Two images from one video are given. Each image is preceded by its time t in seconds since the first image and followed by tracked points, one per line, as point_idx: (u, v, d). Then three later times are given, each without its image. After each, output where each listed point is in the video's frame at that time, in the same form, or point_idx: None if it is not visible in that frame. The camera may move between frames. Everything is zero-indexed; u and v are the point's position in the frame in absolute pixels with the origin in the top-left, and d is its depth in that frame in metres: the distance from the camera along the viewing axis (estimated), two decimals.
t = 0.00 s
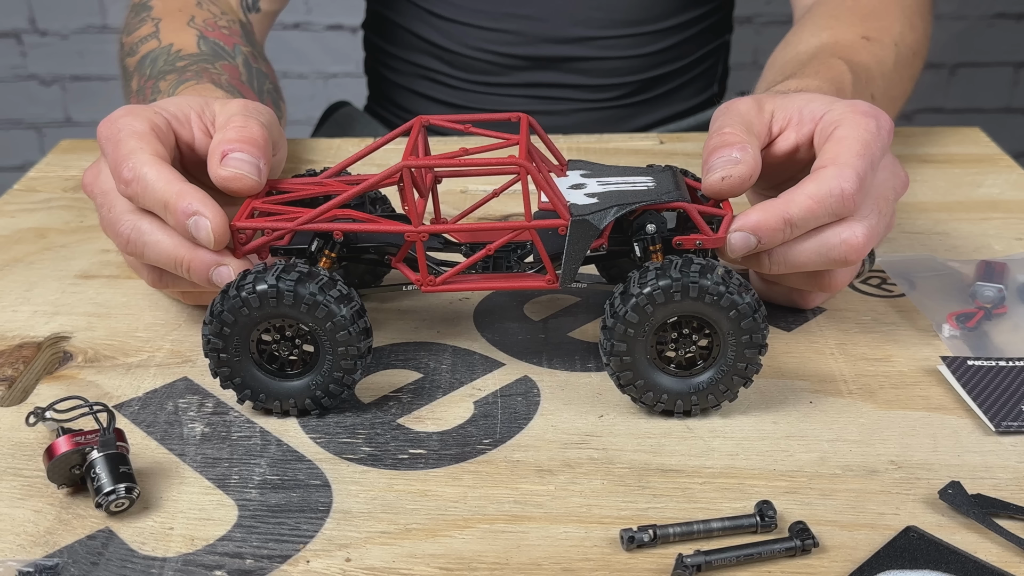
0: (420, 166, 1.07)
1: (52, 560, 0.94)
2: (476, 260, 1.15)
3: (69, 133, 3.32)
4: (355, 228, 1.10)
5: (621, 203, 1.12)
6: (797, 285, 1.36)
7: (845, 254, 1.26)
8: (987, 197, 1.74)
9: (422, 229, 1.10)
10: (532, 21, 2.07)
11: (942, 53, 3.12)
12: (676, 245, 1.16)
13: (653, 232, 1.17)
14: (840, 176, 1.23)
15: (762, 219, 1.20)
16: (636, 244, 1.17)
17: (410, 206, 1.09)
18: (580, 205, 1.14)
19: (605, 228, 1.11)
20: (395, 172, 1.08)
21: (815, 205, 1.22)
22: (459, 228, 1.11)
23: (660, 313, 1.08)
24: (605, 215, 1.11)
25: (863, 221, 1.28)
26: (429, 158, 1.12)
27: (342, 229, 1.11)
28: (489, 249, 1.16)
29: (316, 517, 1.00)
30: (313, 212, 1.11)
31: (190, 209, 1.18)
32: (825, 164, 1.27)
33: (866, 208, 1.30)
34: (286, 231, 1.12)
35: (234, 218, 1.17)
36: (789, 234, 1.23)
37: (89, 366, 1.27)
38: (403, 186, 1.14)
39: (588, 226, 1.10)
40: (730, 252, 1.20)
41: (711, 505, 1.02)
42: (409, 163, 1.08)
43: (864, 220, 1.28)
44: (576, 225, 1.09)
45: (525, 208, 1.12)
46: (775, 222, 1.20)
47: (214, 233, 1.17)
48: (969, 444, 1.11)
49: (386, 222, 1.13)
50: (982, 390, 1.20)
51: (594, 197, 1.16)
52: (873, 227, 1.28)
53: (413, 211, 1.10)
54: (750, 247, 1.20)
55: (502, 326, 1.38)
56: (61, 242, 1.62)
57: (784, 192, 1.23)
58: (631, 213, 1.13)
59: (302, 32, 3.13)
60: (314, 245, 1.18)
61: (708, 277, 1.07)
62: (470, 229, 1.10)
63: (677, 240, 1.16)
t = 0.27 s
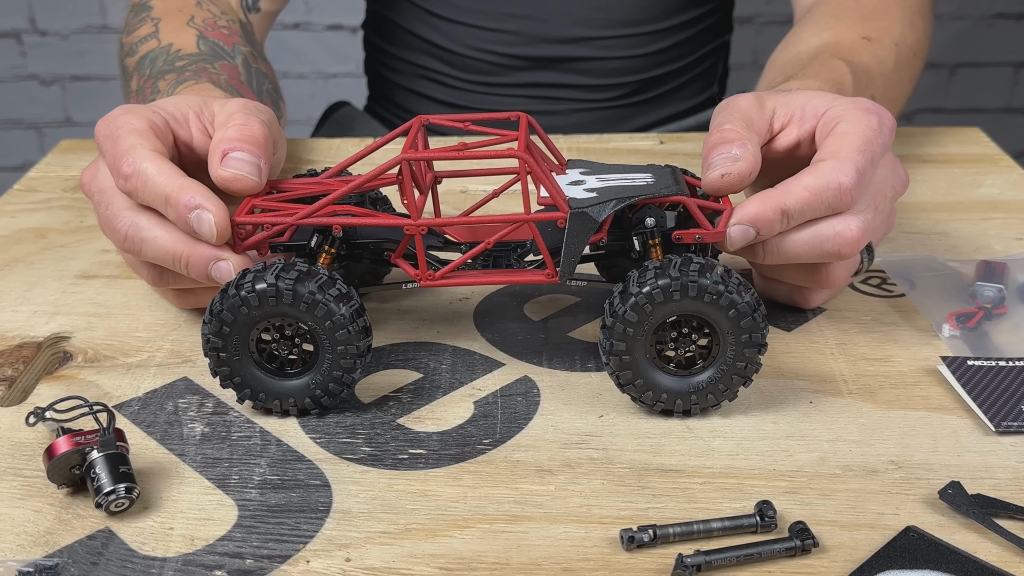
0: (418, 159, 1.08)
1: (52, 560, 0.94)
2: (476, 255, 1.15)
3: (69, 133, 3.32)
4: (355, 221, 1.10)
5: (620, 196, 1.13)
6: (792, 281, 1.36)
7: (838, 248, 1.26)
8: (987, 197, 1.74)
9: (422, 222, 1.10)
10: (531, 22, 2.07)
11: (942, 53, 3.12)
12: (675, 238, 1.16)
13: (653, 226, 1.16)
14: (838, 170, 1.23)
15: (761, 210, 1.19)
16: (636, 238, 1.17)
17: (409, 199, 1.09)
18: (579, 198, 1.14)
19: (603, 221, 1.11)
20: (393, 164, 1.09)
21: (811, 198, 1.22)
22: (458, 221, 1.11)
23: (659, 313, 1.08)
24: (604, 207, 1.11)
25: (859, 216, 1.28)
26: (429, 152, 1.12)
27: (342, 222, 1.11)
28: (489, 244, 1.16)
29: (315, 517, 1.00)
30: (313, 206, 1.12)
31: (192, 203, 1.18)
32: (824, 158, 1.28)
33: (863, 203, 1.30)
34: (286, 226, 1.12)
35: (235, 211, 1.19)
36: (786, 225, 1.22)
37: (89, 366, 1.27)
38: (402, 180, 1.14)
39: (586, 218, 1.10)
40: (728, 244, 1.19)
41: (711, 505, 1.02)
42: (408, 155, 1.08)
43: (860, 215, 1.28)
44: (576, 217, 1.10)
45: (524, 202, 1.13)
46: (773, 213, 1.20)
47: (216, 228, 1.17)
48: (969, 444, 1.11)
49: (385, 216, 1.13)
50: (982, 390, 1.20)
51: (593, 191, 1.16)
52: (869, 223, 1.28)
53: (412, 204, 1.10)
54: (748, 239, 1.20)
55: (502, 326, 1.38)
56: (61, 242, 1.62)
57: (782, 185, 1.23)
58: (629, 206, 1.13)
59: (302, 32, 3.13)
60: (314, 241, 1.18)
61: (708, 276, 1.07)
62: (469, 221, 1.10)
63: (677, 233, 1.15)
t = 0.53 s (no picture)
0: (420, 155, 1.08)
1: (52, 560, 0.94)
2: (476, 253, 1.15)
3: (69, 133, 3.32)
4: (354, 218, 1.10)
5: (620, 197, 1.12)
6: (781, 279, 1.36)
7: (837, 249, 1.26)
8: (987, 197, 1.74)
9: (422, 219, 1.10)
10: (532, 21, 2.07)
11: (942, 53, 3.12)
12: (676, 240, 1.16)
13: (653, 226, 1.16)
14: (839, 172, 1.23)
15: (763, 211, 1.19)
16: (636, 238, 1.17)
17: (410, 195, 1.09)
18: (580, 198, 1.14)
19: (604, 220, 1.11)
20: (395, 161, 1.09)
21: (811, 199, 1.22)
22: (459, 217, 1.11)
23: (659, 316, 1.08)
24: (604, 207, 1.10)
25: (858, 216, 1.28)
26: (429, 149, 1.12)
27: (342, 219, 1.11)
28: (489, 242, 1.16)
29: (316, 518, 1.00)
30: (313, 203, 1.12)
31: (193, 199, 1.18)
32: (825, 159, 1.28)
33: (864, 203, 1.31)
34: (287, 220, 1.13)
35: (236, 211, 1.17)
36: (786, 226, 1.22)
37: (90, 366, 1.27)
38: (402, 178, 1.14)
39: (587, 217, 1.10)
40: (729, 245, 1.19)
41: (711, 505, 1.02)
42: (408, 152, 1.08)
43: (859, 216, 1.28)
44: (576, 217, 1.09)
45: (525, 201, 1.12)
46: (773, 214, 1.19)
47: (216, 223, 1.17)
48: (969, 444, 1.11)
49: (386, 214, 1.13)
50: (983, 390, 1.20)
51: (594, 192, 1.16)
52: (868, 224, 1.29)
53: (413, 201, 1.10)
54: (749, 240, 1.19)
55: (502, 326, 1.38)
56: (61, 242, 1.62)
57: (784, 185, 1.23)
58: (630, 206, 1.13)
59: (302, 32, 3.13)
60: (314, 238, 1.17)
61: (708, 279, 1.07)
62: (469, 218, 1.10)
63: (678, 235, 1.15)
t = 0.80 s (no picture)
0: (419, 167, 1.07)
1: (52, 560, 0.94)
2: (475, 260, 1.15)
3: (69, 133, 3.32)
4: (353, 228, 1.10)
5: (619, 203, 1.12)
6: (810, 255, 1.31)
7: (908, 213, 1.24)
8: (987, 197, 1.74)
9: (421, 229, 1.10)
10: (532, 21, 2.07)
11: (942, 53, 3.12)
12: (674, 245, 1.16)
13: (652, 232, 1.16)
14: (896, 134, 1.20)
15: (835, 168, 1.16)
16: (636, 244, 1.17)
17: (409, 206, 1.10)
18: (579, 204, 1.14)
19: (603, 228, 1.11)
20: (394, 172, 1.09)
21: (875, 164, 1.19)
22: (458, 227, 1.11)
23: (658, 316, 1.08)
24: (604, 215, 1.10)
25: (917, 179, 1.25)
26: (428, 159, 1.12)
27: (341, 229, 1.11)
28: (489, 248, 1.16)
29: (316, 518, 1.00)
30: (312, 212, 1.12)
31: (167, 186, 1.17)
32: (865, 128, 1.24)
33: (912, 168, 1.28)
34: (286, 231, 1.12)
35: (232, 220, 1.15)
36: (853, 185, 1.19)
37: (89, 366, 1.27)
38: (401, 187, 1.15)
39: (586, 226, 1.10)
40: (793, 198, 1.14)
41: (711, 505, 1.02)
42: (407, 163, 1.08)
43: (918, 177, 1.26)
44: (575, 225, 1.09)
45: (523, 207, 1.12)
46: (835, 184, 1.17)
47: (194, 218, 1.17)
48: (969, 444, 1.11)
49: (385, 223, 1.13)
50: (983, 390, 1.20)
51: (593, 197, 1.16)
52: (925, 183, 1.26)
53: (412, 211, 1.10)
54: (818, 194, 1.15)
55: (502, 326, 1.38)
56: (61, 242, 1.62)
57: (848, 144, 1.19)
58: (629, 213, 1.13)
59: (303, 33, 3.13)
60: (313, 245, 1.18)
61: (707, 279, 1.07)
62: (468, 229, 1.10)
63: (676, 240, 1.16)
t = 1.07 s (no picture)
0: (419, 176, 1.07)
1: (52, 560, 0.94)
2: (475, 268, 1.15)
3: (69, 133, 3.32)
4: (352, 237, 1.10)
5: (617, 211, 1.12)
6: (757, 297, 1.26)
7: (838, 245, 1.26)
8: (987, 197, 1.74)
9: (420, 238, 1.10)
10: (532, 20, 2.07)
11: (942, 53, 3.12)
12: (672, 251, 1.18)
13: (650, 238, 1.18)
14: (792, 165, 1.23)
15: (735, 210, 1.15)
16: (633, 251, 1.17)
17: (407, 215, 1.10)
18: (578, 212, 1.14)
19: (602, 236, 1.11)
20: (393, 181, 1.08)
21: (779, 194, 1.20)
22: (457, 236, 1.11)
23: (655, 317, 1.08)
24: (602, 223, 1.10)
25: (841, 210, 1.28)
26: (425, 168, 1.12)
27: (339, 238, 1.11)
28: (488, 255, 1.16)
29: (315, 517, 1.00)
30: (310, 222, 1.11)
31: (205, 210, 1.16)
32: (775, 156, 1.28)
33: (837, 198, 1.31)
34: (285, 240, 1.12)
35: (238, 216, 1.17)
36: (761, 220, 1.19)
37: (89, 366, 1.27)
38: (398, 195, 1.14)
39: (585, 235, 1.10)
40: (705, 248, 1.13)
41: (711, 505, 1.02)
42: (405, 173, 1.08)
43: (841, 208, 1.28)
44: (573, 235, 1.09)
45: (521, 215, 1.12)
46: (749, 212, 1.17)
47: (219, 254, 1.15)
48: (969, 444, 1.11)
49: (384, 231, 1.13)
50: (982, 390, 1.20)
51: (591, 204, 1.16)
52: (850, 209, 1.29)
53: (410, 220, 1.10)
54: (728, 240, 1.14)
55: (502, 326, 1.38)
56: (61, 242, 1.62)
57: (747, 181, 1.21)
58: (627, 221, 1.13)
59: (303, 33, 3.13)
60: (310, 252, 1.17)
61: (703, 279, 1.07)
62: (467, 237, 1.10)
63: (675, 245, 1.17)
